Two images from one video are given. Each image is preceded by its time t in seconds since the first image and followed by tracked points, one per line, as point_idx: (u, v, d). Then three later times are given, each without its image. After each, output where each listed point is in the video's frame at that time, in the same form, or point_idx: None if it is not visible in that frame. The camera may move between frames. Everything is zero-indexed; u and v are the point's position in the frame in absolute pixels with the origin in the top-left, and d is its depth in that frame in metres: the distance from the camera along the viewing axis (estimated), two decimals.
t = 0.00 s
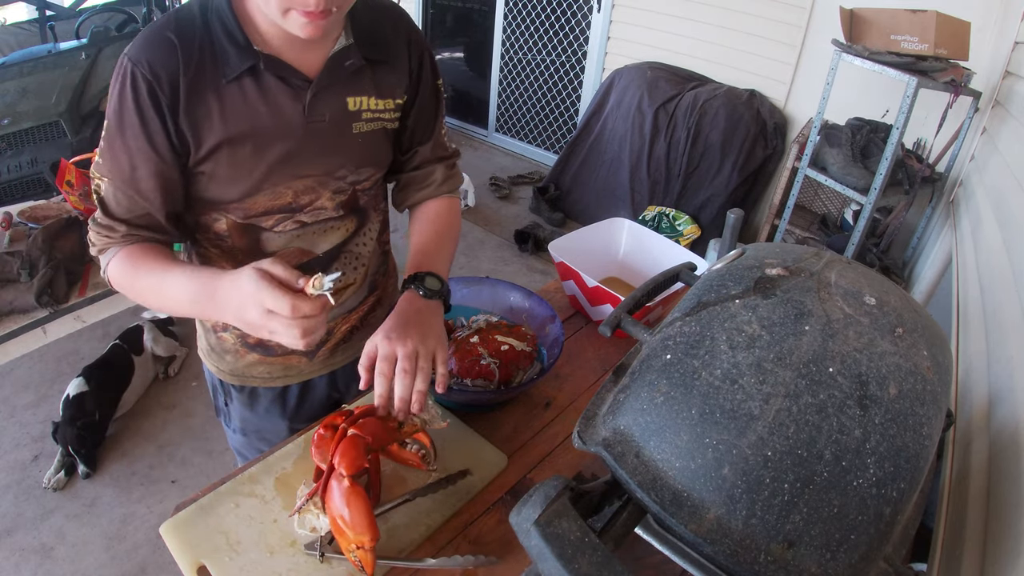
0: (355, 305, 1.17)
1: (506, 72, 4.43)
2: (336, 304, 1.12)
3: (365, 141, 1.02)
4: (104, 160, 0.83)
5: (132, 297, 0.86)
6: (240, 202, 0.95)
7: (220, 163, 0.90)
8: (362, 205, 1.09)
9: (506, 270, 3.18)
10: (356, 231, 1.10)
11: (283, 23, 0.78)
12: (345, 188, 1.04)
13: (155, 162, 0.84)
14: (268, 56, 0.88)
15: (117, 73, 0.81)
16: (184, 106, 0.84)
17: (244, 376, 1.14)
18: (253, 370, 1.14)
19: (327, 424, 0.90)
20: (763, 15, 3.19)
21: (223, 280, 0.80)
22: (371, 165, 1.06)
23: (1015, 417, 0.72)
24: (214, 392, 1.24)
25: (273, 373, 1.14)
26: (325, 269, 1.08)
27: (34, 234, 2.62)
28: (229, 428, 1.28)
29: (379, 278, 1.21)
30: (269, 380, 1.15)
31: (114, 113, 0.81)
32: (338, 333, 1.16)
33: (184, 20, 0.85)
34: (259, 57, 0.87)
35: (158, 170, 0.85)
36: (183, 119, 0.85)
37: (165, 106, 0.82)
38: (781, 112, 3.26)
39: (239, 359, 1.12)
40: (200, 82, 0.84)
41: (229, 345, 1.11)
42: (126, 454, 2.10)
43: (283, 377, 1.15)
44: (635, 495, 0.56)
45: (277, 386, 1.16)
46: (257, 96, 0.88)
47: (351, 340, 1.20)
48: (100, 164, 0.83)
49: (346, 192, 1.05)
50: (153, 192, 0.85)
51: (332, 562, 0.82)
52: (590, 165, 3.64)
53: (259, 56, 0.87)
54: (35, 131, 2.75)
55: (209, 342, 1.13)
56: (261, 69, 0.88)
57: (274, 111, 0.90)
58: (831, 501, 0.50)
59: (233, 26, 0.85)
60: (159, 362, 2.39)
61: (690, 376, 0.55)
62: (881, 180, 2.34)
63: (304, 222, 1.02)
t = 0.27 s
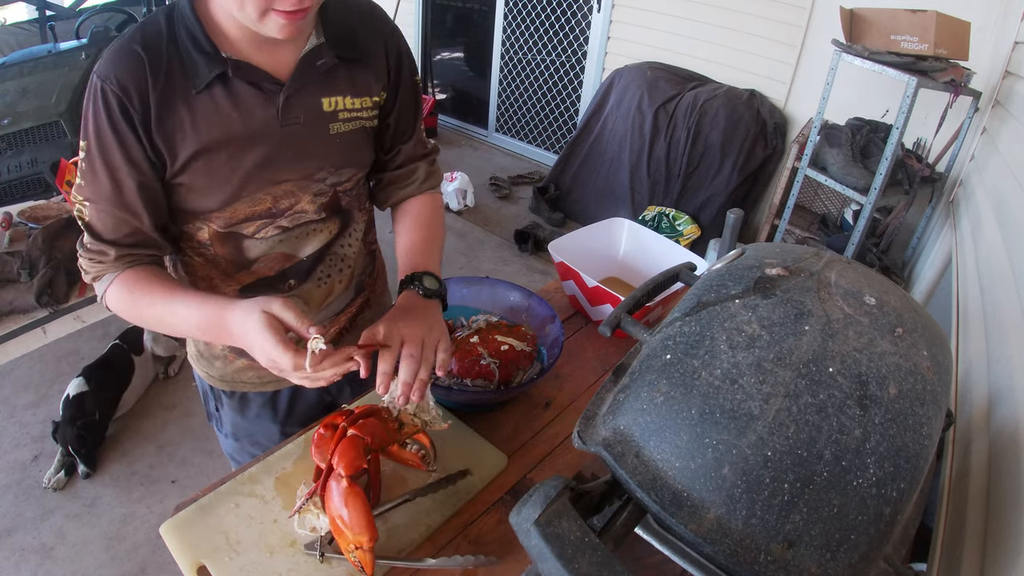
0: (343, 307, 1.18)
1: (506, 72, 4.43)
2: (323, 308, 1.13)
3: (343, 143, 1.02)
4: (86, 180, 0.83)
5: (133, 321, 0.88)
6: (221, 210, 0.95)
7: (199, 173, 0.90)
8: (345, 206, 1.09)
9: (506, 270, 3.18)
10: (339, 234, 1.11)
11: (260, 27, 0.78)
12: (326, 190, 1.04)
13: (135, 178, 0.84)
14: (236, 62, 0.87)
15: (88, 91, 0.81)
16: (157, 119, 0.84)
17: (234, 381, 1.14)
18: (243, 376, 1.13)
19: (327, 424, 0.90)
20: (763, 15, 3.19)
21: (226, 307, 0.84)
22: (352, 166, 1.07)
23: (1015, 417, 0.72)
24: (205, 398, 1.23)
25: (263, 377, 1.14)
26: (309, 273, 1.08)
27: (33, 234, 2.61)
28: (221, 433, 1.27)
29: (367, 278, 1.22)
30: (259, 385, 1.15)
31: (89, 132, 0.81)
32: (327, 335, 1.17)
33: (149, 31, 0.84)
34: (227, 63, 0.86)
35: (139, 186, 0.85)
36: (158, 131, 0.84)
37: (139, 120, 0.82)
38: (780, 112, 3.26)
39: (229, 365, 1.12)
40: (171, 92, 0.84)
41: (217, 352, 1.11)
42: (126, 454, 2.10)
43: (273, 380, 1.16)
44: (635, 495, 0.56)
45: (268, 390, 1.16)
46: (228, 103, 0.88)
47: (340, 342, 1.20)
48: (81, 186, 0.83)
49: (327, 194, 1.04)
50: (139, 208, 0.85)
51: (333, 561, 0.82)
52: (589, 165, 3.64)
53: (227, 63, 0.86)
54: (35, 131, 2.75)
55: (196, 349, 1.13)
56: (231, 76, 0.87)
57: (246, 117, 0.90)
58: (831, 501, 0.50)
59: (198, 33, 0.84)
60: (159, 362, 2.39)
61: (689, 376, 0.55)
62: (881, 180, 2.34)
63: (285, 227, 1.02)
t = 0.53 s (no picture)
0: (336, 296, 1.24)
1: (506, 73, 4.43)
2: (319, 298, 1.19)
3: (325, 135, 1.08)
4: (66, 207, 0.82)
5: (132, 338, 0.89)
6: (214, 219, 0.98)
7: (189, 184, 0.93)
8: (330, 198, 1.15)
9: (506, 270, 3.18)
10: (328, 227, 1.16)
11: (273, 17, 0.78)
12: (314, 184, 1.10)
13: (122, 199, 0.84)
14: (223, 69, 0.89)
15: (61, 114, 0.80)
16: (145, 137, 0.85)
17: (243, 387, 1.14)
18: (251, 377, 1.14)
19: (326, 424, 0.90)
20: (763, 15, 3.19)
21: (233, 308, 0.87)
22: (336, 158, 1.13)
23: (1015, 417, 0.72)
24: (209, 412, 1.23)
25: (270, 376, 1.15)
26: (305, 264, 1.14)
27: (33, 233, 2.61)
28: (229, 445, 1.27)
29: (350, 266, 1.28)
30: (267, 384, 1.16)
31: (66, 156, 0.80)
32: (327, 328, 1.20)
33: (124, 44, 0.83)
34: (214, 71, 0.88)
35: (127, 207, 0.85)
36: (143, 148, 0.85)
37: (125, 140, 0.83)
38: (780, 112, 3.26)
39: (237, 369, 1.12)
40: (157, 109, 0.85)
41: (222, 360, 1.10)
42: (126, 454, 2.10)
43: (280, 378, 1.17)
44: (635, 495, 0.56)
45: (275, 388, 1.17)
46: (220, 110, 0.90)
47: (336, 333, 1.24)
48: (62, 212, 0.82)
49: (315, 188, 1.10)
50: (127, 230, 0.86)
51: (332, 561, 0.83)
52: (589, 165, 3.64)
53: (215, 71, 0.88)
54: (35, 132, 2.75)
55: (197, 362, 1.12)
56: (218, 84, 0.89)
57: (237, 121, 0.92)
58: (831, 501, 0.50)
59: (181, 44, 0.85)
60: (159, 361, 2.39)
61: (689, 377, 0.55)
62: (881, 180, 2.34)
63: (279, 226, 1.07)
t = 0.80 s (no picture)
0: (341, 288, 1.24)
1: (506, 72, 4.43)
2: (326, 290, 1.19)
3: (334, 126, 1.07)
4: (92, 187, 0.81)
5: (163, 321, 0.89)
6: (231, 203, 0.97)
7: (210, 165, 0.92)
8: (337, 187, 1.15)
9: (506, 270, 3.18)
10: (335, 216, 1.16)
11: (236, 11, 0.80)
12: (325, 173, 1.09)
13: (152, 176, 0.84)
14: (244, 55, 0.90)
15: (91, 92, 0.79)
16: (172, 115, 0.85)
17: (251, 379, 1.14)
18: (259, 369, 1.13)
19: (326, 424, 0.90)
20: (763, 15, 3.19)
21: (268, 282, 0.88)
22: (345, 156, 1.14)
23: (1015, 417, 0.72)
24: (216, 406, 1.23)
25: (278, 368, 1.15)
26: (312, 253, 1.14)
27: (33, 233, 2.61)
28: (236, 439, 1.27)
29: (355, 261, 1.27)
30: (274, 376, 1.16)
31: (94, 133, 0.79)
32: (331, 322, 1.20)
33: (150, 28, 0.84)
34: (235, 56, 0.88)
35: (156, 184, 0.85)
36: (170, 127, 0.85)
37: (154, 117, 0.83)
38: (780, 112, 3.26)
39: (244, 361, 1.12)
40: (183, 88, 0.85)
41: (230, 352, 1.10)
42: (126, 454, 2.10)
43: (286, 371, 1.16)
44: (635, 495, 0.56)
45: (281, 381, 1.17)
46: (239, 94, 0.90)
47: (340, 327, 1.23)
48: (87, 191, 0.81)
49: (326, 176, 1.10)
50: (156, 207, 0.86)
51: (333, 560, 0.83)
52: (589, 165, 3.64)
53: (235, 56, 0.88)
54: (35, 131, 2.75)
55: (206, 354, 1.10)
56: (238, 69, 0.90)
57: (255, 104, 0.92)
58: (831, 501, 0.50)
59: (203, 29, 0.86)
60: (159, 361, 2.39)
61: (689, 377, 0.55)
62: (881, 180, 2.35)
63: (292, 212, 1.06)
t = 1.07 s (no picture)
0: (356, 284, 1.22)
1: (506, 72, 4.44)
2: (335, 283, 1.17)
3: (366, 126, 1.06)
4: (143, 134, 0.92)
5: (186, 266, 0.97)
6: (247, 173, 1.01)
7: (233, 134, 0.97)
8: (364, 188, 1.12)
9: (506, 270, 3.18)
10: (357, 214, 1.14)
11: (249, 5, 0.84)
12: (347, 169, 1.08)
13: (187, 131, 0.93)
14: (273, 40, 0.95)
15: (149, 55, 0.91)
16: (206, 82, 0.92)
17: (240, 340, 1.17)
18: (248, 335, 1.16)
19: (326, 424, 0.90)
20: (762, 15, 3.19)
21: (282, 249, 0.93)
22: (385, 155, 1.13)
23: (1015, 417, 0.72)
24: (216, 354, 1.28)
25: (264, 340, 1.16)
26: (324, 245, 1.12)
27: (33, 233, 2.62)
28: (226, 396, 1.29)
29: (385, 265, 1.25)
30: (261, 347, 1.17)
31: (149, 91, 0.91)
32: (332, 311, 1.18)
33: (205, 9, 0.94)
34: (267, 40, 0.94)
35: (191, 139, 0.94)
36: (203, 94, 0.93)
37: (191, 82, 0.92)
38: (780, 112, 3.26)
39: (237, 323, 1.16)
40: (218, 62, 0.93)
41: (229, 309, 1.15)
42: (126, 454, 2.10)
43: (274, 346, 1.17)
44: (635, 495, 0.56)
45: (267, 354, 1.18)
46: (266, 76, 0.95)
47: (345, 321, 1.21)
48: (139, 137, 0.92)
49: (349, 173, 1.08)
50: (192, 157, 0.95)
51: (333, 560, 0.83)
52: (589, 165, 3.64)
53: (267, 41, 0.95)
54: (35, 132, 2.75)
55: (215, 305, 1.18)
56: (270, 53, 0.95)
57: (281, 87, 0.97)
58: (831, 501, 0.50)
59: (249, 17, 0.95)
60: (159, 361, 2.40)
61: (689, 377, 0.55)
62: (881, 180, 2.35)
63: (306, 198, 1.06)
